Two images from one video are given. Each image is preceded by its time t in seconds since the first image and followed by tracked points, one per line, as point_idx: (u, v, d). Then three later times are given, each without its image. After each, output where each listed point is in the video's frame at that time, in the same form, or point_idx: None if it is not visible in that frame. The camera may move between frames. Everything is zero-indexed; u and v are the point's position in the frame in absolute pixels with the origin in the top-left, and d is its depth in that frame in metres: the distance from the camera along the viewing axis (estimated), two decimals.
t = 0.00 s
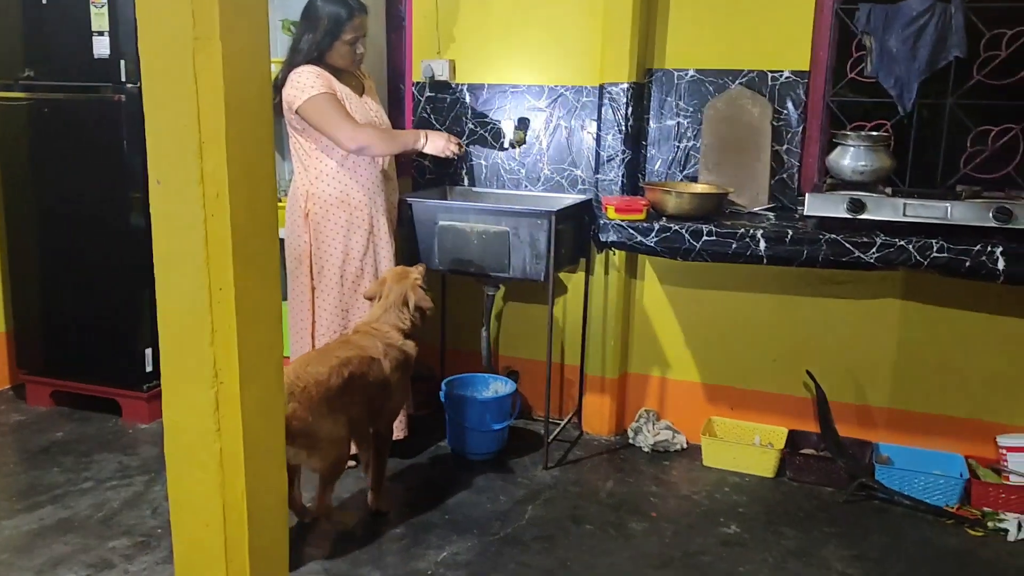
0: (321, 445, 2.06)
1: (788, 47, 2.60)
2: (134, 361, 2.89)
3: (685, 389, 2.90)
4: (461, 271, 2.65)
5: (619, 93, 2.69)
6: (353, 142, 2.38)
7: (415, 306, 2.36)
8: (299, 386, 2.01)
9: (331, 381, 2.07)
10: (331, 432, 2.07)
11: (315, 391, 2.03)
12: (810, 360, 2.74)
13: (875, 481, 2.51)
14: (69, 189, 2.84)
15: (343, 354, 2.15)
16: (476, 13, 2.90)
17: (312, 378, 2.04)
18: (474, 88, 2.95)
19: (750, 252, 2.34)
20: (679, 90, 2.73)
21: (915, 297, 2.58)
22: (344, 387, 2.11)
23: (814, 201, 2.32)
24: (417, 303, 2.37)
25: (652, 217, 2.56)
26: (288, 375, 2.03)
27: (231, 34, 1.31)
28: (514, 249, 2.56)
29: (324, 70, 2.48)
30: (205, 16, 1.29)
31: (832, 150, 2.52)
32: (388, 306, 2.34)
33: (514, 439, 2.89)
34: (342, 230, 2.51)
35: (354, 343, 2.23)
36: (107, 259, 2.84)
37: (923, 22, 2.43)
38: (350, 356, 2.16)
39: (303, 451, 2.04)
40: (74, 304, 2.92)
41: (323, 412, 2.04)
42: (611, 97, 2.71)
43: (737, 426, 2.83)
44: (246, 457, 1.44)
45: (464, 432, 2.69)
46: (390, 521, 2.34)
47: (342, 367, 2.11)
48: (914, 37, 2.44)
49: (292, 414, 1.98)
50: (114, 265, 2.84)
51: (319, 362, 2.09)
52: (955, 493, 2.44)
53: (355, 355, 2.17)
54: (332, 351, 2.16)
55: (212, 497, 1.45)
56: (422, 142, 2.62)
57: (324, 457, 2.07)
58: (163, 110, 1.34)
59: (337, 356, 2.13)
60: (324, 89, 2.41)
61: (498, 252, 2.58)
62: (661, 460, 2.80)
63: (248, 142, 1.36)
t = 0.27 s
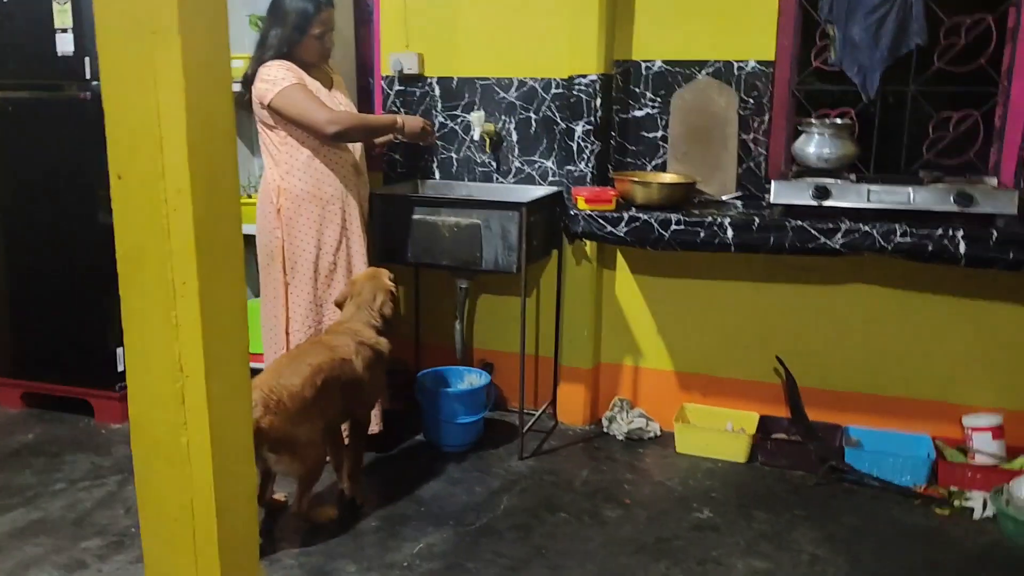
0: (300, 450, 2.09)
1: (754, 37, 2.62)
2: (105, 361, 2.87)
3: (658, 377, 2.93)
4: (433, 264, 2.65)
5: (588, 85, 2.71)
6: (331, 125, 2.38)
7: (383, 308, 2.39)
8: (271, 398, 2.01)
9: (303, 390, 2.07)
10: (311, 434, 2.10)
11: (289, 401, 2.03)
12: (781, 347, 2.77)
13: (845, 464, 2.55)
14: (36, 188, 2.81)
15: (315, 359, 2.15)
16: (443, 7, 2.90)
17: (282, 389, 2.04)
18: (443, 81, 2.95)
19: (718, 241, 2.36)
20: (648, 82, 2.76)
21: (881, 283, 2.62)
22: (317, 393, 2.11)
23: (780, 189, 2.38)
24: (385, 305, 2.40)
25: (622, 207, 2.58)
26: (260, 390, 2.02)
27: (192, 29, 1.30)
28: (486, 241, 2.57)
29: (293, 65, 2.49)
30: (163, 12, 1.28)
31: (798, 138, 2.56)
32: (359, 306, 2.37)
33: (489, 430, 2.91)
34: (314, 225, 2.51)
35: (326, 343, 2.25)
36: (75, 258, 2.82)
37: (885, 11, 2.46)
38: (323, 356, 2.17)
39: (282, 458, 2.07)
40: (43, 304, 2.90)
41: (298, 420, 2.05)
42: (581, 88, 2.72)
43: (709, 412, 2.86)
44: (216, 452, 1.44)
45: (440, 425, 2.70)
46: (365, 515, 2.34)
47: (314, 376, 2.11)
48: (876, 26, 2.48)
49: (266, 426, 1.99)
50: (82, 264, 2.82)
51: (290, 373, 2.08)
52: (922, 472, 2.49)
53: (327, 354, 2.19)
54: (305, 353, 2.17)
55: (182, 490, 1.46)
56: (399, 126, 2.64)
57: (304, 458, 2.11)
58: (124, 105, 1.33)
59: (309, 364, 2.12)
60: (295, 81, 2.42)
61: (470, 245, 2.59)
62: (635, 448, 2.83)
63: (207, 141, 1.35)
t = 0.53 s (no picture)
0: (290, 452, 2.12)
1: (741, 39, 2.60)
2: (91, 375, 2.84)
3: (651, 384, 2.90)
4: (421, 272, 2.62)
5: (575, 90, 2.68)
6: (319, 129, 2.35)
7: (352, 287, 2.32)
8: (253, 405, 2.04)
9: (283, 396, 2.08)
10: (301, 436, 2.14)
11: (271, 409, 2.06)
12: (773, 352, 2.75)
13: (840, 469, 2.52)
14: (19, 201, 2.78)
15: (284, 359, 2.13)
16: (430, 13, 2.88)
17: (262, 396, 2.06)
18: (430, 88, 2.93)
19: (708, 245, 2.34)
20: (635, 86, 2.74)
21: (872, 286, 2.60)
22: (297, 394, 2.11)
23: (769, 192, 2.35)
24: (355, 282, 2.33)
25: (611, 212, 2.56)
26: (242, 400, 2.05)
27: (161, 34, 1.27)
28: (474, 248, 2.55)
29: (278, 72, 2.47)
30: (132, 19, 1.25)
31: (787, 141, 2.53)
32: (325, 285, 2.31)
33: (481, 440, 2.88)
34: (300, 234, 2.48)
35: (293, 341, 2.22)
36: (60, 272, 2.79)
37: (871, 12, 2.45)
38: (291, 354, 2.15)
39: (273, 461, 2.11)
40: (28, 319, 2.86)
41: (284, 424, 2.09)
42: (568, 93, 2.70)
43: (702, 418, 2.83)
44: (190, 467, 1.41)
45: (430, 435, 2.67)
46: (355, 527, 2.31)
47: (288, 379, 2.10)
48: (863, 27, 2.47)
49: (251, 432, 2.04)
50: (67, 277, 2.78)
51: (267, 379, 2.09)
52: (917, 477, 2.46)
53: (293, 350, 2.17)
54: (273, 354, 2.15)
55: (156, 507, 1.43)
56: (388, 128, 2.60)
57: (295, 459, 2.14)
58: (88, 113, 1.31)
59: (281, 365, 2.12)
60: (280, 87, 2.40)
61: (458, 252, 2.56)
62: (629, 456, 2.80)
63: (174, 146, 1.33)
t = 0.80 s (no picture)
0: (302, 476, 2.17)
1: (746, 58, 2.55)
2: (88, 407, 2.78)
3: (659, 411, 2.83)
4: (422, 299, 2.57)
5: (577, 112, 2.64)
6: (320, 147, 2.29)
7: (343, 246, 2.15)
8: (267, 438, 2.08)
9: (295, 423, 2.13)
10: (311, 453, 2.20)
11: (287, 435, 2.11)
12: (784, 377, 2.67)
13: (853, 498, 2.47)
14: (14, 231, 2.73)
15: (288, 382, 2.13)
16: (429, 37, 2.84)
17: (275, 428, 2.10)
18: (431, 112, 2.89)
19: (714, 269, 2.29)
20: (638, 107, 2.70)
21: (885, 310, 2.53)
22: (303, 416, 2.15)
23: (776, 213, 2.25)
24: (344, 238, 2.15)
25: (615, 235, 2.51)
26: (256, 432, 2.09)
27: (125, 72, 1.27)
28: (475, 274, 2.49)
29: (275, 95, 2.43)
30: (101, 61, 1.25)
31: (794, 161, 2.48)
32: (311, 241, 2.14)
33: (486, 471, 2.81)
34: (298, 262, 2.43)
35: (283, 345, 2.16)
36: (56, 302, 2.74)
37: (878, 30, 2.41)
38: (293, 377, 2.14)
39: (289, 486, 2.16)
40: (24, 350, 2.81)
41: (297, 450, 2.15)
42: (570, 116, 2.66)
43: (711, 446, 2.75)
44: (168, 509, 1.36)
45: (431, 466, 2.60)
46: (354, 564, 2.25)
47: (297, 403, 2.14)
48: (870, 44, 2.42)
49: (269, 464, 2.09)
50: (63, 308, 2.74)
51: (274, 409, 2.12)
52: (936, 508, 2.38)
53: (291, 365, 2.14)
54: (272, 372, 2.15)
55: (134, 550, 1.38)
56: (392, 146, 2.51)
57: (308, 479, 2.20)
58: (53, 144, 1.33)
59: (288, 390, 2.13)
60: (277, 110, 2.34)
61: (459, 278, 2.51)
62: (637, 486, 2.72)
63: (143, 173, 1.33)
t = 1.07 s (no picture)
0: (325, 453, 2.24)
1: (765, 91, 2.52)
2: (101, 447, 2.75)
3: (680, 452, 2.76)
4: (437, 337, 2.53)
5: (594, 147, 2.61)
6: (337, 171, 2.28)
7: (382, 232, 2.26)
8: (298, 414, 2.15)
9: (325, 403, 2.19)
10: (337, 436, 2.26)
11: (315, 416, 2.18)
12: (809, 418, 2.60)
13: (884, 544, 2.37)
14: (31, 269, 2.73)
15: (320, 361, 2.18)
16: (445, 72, 2.84)
17: (305, 405, 2.17)
18: (447, 147, 2.87)
19: (736, 306, 2.22)
20: (656, 142, 2.66)
21: (913, 348, 2.46)
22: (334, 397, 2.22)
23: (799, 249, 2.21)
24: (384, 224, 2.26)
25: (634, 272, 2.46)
26: (288, 409, 2.15)
27: (117, 117, 1.33)
28: (492, 311, 2.45)
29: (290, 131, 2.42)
30: (88, 104, 1.30)
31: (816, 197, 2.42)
32: (352, 222, 2.23)
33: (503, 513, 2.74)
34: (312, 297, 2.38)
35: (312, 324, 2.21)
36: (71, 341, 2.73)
37: (901, 61, 2.35)
38: (324, 356, 2.19)
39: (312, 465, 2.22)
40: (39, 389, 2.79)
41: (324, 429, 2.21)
42: (586, 150, 2.64)
43: (735, 488, 2.68)
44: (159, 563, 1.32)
45: (447, 509, 2.54)
46: None
47: (327, 384, 2.20)
48: (893, 76, 2.36)
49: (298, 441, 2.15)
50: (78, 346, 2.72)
51: (306, 388, 2.18)
52: (971, 553, 2.28)
53: (322, 343, 2.18)
54: (303, 348, 2.19)
55: None
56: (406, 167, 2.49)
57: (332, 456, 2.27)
58: (43, 193, 1.38)
59: (320, 369, 2.18)
60: (292, 142, 2.33)
61: (475, 315, 2.47)
62: (658, 530, 2.64)
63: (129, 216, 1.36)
